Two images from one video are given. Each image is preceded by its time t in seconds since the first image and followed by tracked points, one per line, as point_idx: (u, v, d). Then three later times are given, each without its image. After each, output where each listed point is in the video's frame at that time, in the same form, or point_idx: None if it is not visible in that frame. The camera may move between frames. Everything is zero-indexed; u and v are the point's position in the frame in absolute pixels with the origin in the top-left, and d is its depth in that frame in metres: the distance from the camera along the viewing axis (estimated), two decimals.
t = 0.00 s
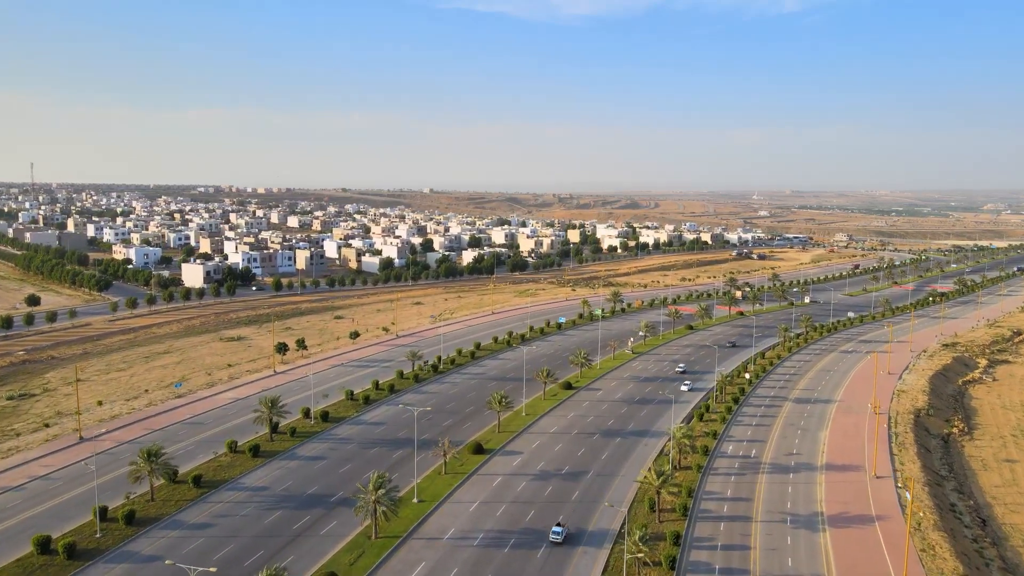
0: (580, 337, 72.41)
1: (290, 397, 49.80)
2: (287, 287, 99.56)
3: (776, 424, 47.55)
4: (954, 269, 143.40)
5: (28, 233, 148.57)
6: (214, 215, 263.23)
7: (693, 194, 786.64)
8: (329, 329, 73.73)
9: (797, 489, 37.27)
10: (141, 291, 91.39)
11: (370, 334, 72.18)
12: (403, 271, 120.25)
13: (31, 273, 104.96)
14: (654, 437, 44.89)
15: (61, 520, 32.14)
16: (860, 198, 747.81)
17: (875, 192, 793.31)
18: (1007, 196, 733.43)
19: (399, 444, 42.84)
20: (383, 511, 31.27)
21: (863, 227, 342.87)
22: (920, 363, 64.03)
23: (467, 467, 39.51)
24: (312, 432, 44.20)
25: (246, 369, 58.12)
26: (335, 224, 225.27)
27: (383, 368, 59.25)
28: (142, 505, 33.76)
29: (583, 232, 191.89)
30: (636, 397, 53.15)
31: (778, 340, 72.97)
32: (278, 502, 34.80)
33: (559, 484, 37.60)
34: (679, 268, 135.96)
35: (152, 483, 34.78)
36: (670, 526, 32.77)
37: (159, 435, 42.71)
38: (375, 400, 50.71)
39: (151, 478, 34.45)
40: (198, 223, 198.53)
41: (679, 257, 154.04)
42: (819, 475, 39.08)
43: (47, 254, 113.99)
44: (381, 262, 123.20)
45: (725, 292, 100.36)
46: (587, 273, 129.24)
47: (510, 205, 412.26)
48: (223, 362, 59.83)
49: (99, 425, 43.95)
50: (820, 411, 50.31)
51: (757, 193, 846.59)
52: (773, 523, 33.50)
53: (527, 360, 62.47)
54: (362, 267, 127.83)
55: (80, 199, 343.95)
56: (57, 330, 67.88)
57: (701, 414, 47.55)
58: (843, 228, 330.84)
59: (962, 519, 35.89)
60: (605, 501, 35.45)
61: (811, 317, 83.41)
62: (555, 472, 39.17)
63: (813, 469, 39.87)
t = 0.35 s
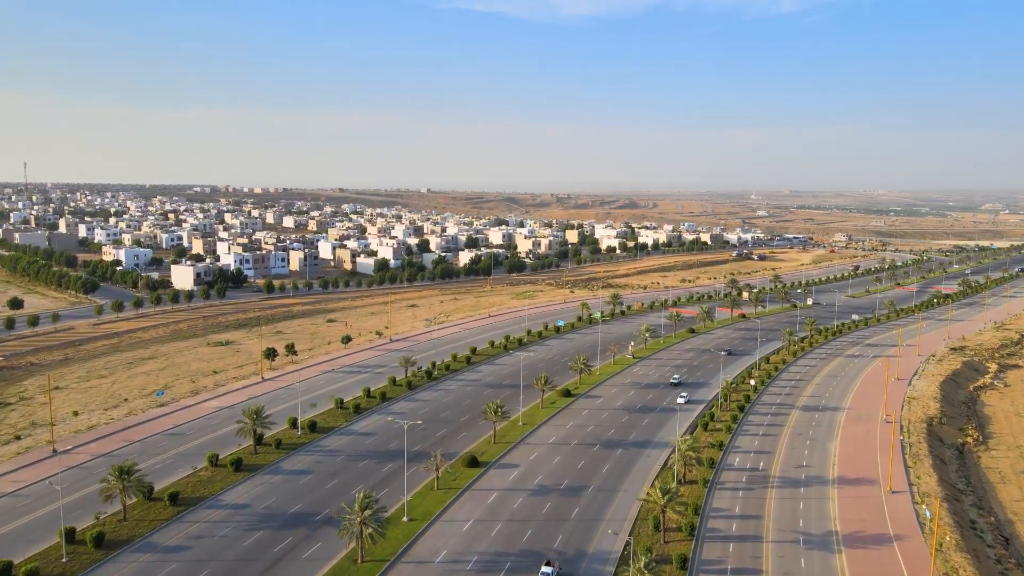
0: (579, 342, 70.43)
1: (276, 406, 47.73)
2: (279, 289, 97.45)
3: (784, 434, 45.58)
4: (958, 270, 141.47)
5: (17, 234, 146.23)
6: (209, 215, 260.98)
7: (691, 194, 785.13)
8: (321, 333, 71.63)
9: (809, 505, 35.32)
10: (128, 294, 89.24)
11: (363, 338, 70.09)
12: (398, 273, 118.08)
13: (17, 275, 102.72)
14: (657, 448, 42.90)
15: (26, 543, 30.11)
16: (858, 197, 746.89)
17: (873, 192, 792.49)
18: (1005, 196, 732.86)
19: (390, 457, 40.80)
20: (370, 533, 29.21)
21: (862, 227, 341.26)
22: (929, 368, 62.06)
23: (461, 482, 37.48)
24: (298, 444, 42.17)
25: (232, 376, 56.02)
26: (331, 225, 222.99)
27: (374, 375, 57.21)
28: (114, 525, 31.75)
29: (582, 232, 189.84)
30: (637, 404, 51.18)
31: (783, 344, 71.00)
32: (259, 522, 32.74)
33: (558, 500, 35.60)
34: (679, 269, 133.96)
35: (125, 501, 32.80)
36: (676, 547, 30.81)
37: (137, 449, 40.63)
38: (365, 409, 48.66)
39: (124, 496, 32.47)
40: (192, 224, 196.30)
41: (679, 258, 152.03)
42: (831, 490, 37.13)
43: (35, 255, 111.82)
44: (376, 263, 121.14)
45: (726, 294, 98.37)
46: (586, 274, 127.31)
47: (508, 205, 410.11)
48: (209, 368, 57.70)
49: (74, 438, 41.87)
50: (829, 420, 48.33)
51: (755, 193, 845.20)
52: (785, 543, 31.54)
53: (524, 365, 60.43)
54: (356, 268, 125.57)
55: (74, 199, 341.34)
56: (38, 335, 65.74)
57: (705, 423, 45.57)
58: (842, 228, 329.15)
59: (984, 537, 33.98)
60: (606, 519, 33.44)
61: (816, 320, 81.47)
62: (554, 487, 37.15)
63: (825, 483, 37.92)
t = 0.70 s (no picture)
0: (573, 347, 68.25)
1: (255, 417, 45.37)
2: (265, 292, 94.93)
3: (788, 445, 43.59)
4: (955, 271, 140.12)
5: None
6: (198, 215, 257.79)
7: (684, 194, 784.81)
8: (306, 339, 69.25)
9: (818, 525, 33.26)
10: (108, 297, 86.55)
11: (349, 344, 67.75)
12: (388, 275, 115.62)
13: None
14: (656, 462, 40.76)
15: None
16: (851, 197, 747.89)
17: (865, 192, 794.34)
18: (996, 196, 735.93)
19: (373, 473, 38.52)
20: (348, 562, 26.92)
21: (855, 228, 340.74)
22: (934, 374, 60.18)
23: (448, 500, 35.26)
24: (277, 459, 39.82)
25: (211, 384, 53.63)
26: (321, 225, 220.00)
27: (360, 383, 54.85)
28: (72, 553, 29.43)
29: (575, 233, 187.64)
30: (635, 414, 49.04)
31: (782, 348, 69.07)
32: (230, 548, 30.39)
33: (552, 521, 33.40)
34: (674, 271, 131.95)
35: (85, 526, 30.45)
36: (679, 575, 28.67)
37: (103, 466, 38.26)
38: (349, 421, 46.35)
39: (84, 521, 30.15)
40: (179, 224, 193.11)
41: (674, 259, 150.03)
42: (840, 508, 35.11)
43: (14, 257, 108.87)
44: (365, 265, 118.63)
45: (723, 296, 96.54)
46: (580, 276, 125.29)
47: (501, 205, 408.03)
48: (186, 377, 55.23)
49: (37, 454, 39.42)
50: (834, 430, 46.35)
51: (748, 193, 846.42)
52: (795, 568, 29.45)
53: (517, 372, 58.28)
54: (345, 269, 122.91)
55: (62, 198, 337.21)
56: (9, 341, 63.09)
57: (706, 434, 43.49)
58: (835, 229, 328.71)
59: (1005, 560, 32.00)
60: (603, 543, 31.30)
61: (816, 324, 79.56)
62: (547, 506, 34.97)
63: (833, 500, 35.90)
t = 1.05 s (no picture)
0: (565, 352, 66.31)
1: (231, 429, 43.13)
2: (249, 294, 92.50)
3: (790, 457, 41.77)
4: (949, 272, 139.11)
5: None
6: (184, 215, 254.17)
7: (675, 194, 785.25)
8: (290, 344, 66.99)
9: (825, 544, 31.44)
10: (86, 301, 83.87)
11: (334, 349, 65.53)
12: (376, 277, 113.26)
13: None
14: (652, 476, 38.83)
15: None
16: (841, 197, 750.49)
17: (855, 192, 797.24)
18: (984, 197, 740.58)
19: (355, 490, 36.39)
20: None
21: (846, 228, 340.77)
22: (935, 380, 58.60)
23: (433, 520, 33.19)
24: (253, 474, 37.64)
25: (187, 393, 51.32)
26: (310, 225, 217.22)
27: (343, 392, 52.67)
28: None
29: (567, 234, 185.80)
30: (629, 424, 47.12)
31: (779, 353, 67.37)
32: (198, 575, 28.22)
33: (543, 541, 31.42)
34: (667, 272, 130.29)
35: (41, 553, 28.25)
36: None
37: (67, 484, 35.98)
38: (331, 432, 44.18)
39: (38, 548, 27.95)
40: (165, 225, 189.85)
41: (667, 260, 148.46)
42: (847, 525, 33.33)
43: None
44: (353, 266, 116.25)
45: (717, 298, 94.86)
46: (571, 277, 123.42)
47: (492, 206, 405.83)
48: (161, 385, 52.84)
49: None
50: (836, 440, 44.59)
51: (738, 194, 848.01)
52: None
53: (507, 380, 56.28)
54: (333, 271, 120.49)
55: (46, 198, 332.36)
56: None
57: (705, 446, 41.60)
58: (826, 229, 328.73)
59: None
60: (599, 566, 29.33)
61: (812, 327, 77.93)
62: (538, 525, 32.95)
63: (839, 516, 34.12)
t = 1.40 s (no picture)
0: (555, 358, 64.15)
1: (202, 444, 40.64)
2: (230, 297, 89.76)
3: (792, 470, 39.78)
4: (942, 273, 138.05)
5: None
6: (168, 216, 250.07)
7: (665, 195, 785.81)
8: (269, 350, 64.42)
9: (834, 568, 29.46)
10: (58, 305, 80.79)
11: (316, 355, 63.08)
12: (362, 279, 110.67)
13: None
14: (648, 492, 36.70)
15: None
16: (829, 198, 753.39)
17: (843, 193, 800.86)
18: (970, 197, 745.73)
19: (332, 510, 34.04)
20: None
21: (836, 228, 340.79)
22: (937, 385, 56.88)
23: (415, 544, 30.91)
24: (223, 493, 35.26)
25: (158, 404, 48.75)
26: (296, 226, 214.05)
27: (324, 402, 50.24)
28: None
29: (557, 234, 183.73)
30: (623, 435, 45.00)
31: (776, 358, 65.48)
32: None
33: (533, 567, 29.23)
34: (659, 273, 128.48)
35: None
36: None
37: (20, 506, 33.44)
38: (309, 446, 41.78)
39: None
40: (147, 226, 186.27)
41: (657, 261, 146.75)
42: (856, 545, 31.39)
43: None
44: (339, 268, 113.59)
45: (710, 301, 93.05)
46: (562, 279, 121.36)
47: (481, 206, 403.26)
48: (131, 396, 50.18)
49: None
50: (839, 452, 42.65)
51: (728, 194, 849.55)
52: None
53: (495, 388, 54.03)
54: (318, 273, 117.73)
55: (27, 199, 326.66)
56: None
57: (702, 460, 39.52)
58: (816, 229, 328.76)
59: None
60: None
61: (809, 331, 76.12)
62: (528, 549, 30.77)
63: (847, 536, 32.16)
